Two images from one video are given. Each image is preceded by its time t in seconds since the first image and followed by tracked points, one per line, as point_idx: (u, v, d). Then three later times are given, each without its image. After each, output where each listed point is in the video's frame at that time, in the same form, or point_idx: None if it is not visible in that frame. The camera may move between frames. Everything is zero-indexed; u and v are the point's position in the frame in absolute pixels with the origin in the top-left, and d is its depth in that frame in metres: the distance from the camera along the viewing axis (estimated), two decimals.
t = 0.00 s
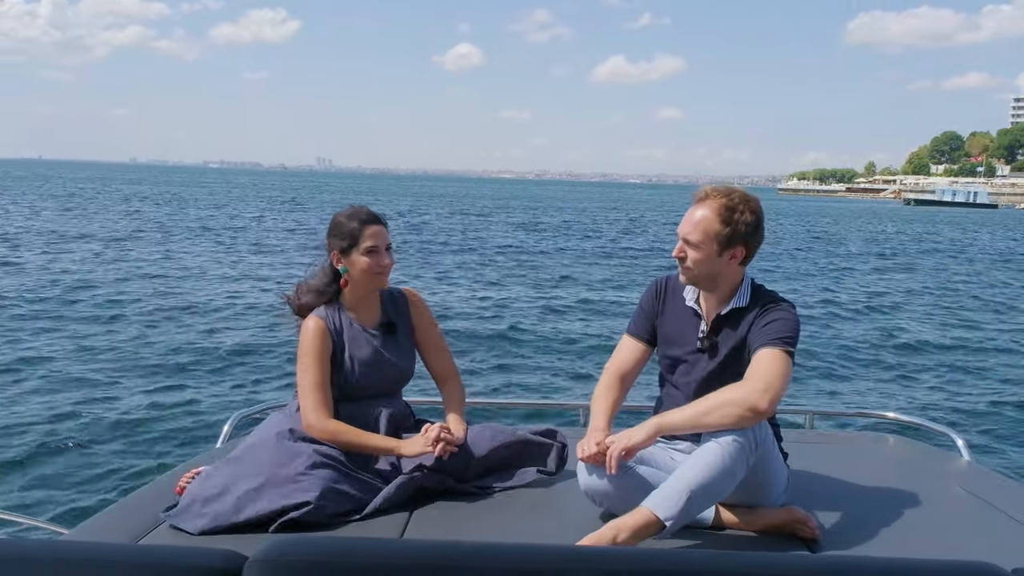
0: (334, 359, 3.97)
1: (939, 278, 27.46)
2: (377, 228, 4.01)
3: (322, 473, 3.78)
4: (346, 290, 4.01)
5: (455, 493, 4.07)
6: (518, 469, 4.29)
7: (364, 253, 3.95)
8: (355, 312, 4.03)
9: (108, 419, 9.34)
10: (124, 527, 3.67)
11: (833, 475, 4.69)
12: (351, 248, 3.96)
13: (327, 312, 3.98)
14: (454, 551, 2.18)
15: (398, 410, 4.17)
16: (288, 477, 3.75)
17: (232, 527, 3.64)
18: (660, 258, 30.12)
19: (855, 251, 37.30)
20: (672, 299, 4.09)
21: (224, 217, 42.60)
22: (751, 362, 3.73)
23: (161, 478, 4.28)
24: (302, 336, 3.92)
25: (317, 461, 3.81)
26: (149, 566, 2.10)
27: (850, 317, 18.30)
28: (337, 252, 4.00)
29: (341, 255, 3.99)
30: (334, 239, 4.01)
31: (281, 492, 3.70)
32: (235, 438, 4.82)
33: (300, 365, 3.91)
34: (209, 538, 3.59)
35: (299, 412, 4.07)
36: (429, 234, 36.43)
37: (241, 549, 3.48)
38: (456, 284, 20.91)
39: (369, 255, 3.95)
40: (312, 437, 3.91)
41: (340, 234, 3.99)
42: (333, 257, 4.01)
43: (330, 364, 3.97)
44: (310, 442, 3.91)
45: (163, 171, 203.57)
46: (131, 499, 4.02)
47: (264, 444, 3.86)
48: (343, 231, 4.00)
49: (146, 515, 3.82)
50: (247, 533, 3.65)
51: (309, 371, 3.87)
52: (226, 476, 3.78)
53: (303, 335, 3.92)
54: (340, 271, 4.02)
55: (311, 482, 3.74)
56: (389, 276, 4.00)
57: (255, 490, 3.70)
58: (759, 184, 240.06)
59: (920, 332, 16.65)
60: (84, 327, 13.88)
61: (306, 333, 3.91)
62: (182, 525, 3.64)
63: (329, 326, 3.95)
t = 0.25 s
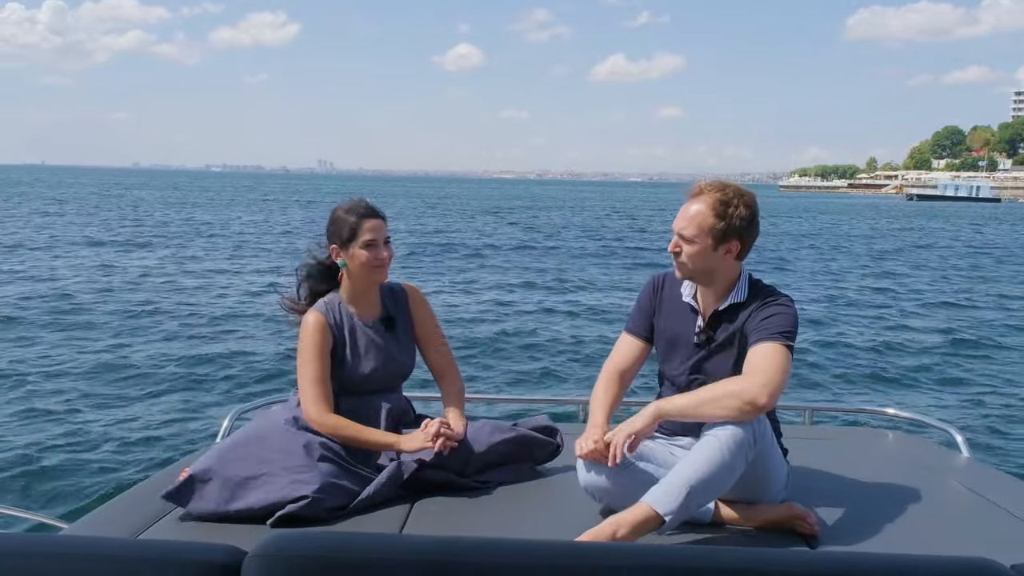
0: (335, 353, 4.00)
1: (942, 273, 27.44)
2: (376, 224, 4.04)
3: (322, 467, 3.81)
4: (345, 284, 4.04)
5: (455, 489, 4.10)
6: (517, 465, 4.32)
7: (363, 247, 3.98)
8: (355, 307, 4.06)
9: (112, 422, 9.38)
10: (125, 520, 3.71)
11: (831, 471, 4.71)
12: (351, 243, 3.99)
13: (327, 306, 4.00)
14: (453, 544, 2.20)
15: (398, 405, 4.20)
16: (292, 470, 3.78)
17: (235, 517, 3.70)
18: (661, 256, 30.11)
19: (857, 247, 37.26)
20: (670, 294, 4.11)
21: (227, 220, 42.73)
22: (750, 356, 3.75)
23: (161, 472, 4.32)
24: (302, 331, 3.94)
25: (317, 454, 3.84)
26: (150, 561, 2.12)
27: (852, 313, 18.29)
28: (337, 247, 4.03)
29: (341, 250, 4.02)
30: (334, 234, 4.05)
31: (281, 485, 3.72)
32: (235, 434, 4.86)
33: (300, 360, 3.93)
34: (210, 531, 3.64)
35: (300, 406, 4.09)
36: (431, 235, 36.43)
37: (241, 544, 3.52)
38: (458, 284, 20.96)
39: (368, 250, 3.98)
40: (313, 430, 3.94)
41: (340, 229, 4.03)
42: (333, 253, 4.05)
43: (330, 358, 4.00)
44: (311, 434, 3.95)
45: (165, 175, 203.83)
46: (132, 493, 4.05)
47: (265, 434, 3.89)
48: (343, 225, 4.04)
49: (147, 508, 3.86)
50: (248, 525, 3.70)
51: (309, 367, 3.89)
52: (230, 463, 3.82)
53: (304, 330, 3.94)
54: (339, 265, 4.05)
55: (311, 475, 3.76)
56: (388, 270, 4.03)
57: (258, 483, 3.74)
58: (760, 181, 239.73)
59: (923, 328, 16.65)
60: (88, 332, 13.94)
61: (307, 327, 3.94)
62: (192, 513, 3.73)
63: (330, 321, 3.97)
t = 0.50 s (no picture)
0: (336, 351, 4.00)
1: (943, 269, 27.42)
2: (377, 220, 4.07)
3: (322, 464, 3.83)
4: (347, 283, 4.05)
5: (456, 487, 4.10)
6: (518, 464, 4.31)
7: (364, 246, 3.99)
8: (357, 305, 4.07)
9: (114, 428, 9.37)
10: (125, 518, 3.72)
11: (831, 468, 4.70)
12: (352, 240, 4.01)
13: (329, 305, 4.01)
14: (451, 540, 2.20)
15: (400, 403, 4.20)
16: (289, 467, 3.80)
17: (235, 515, 3.73)
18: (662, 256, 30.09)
19: (858, 244, 37.21)
20: (668, 294, 4.11)
21: (228, 225, 42.73)
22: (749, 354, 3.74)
23: (162, 471, 4.33)
24: (304, 329, 3.95)
25: (317, 452, 3.85)
26: (149, 559, 2.12)
27: (854, 311, 18.25)
28: (338, 244, 4.05)
29: (342, 247, 4.04)
30: (336, 233, 4.07)
31: (281, 482, 3.74)
32: (234, 433, 4.86)
33: (302, 357, 3.94)
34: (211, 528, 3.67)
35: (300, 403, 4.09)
36: (431, 237, 36.41)
37: (239, 542, 3.53)
38: (459, 286, 20.95)
39: (370, 247, 4.00)
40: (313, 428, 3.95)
41: (341, 228, 4.05)
42: (334, 250, 4.06)
43: (332, 356, 4.00)
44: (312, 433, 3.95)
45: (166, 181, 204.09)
46: (130, 491, 4.06)
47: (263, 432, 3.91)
48: (344, 224, 4.06)
49: (147, 506, 3.87)
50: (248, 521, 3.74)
51: (310, 364, 3.90)
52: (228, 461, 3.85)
53: (306, 328, 3.94)
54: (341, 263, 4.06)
55: (310, 472, 3.79)
56: (389, 267, 4.04)
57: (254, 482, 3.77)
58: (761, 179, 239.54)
59: (924, 324, 16.65)
60: (89, 338, 13.95)
61: (309, 324, 3.94)
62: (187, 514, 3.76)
63: (331, 319, 3.98)
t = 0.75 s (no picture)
0: (339, 351, 4.01)
1: (944, 269, 27.40)
2: (380, 220, 4.07)
3: (323, 465, 3.83)
4: (350, 283, 4.06)
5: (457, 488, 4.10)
6: (520, 465, 4.31)
7: (366, 247, 4.00)
8: (360, 306, 4.08)
9: (117, 437, 9.38)
10: (127, 519, 3.74)
11: (832, 469, 4.70)
12: (355, 240, 4.02)
13: (332, 305, 4.01)
14: (451, 541, 2.20)
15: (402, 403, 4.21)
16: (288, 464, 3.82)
17: (236, 515, 3.73)
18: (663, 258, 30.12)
19: (859, 244, 37.23)
20: (670, 294, 4.13)
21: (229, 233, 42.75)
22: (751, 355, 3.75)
23: (163, 472, 4.34)
24: (306, 329, 3.95)
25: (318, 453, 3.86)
26: (151, 560, 2.13)
27: (855, 311, 18.26)
28: (342, 244, 4.05)
29: (346, 247, 4.05)
30: (338, 233, 4.08)
31: (282, 483, 3.76)
32: (236, 434, 4.87)
33: (304, 358, 3.95)
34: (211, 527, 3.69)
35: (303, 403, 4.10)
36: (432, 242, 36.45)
37: (240, 542, 3.54)
38: (461, 291, 20.95)
39: (373, 247, 4.01)
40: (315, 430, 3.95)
41: (343, 229, 4.05)
42: (338, 250, 4.07)
43: (335, 357, 4.01)
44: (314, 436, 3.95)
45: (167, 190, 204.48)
46: (131, 492, 4.07)
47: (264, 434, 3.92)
48: (346, 225, 4.06)
49: (149, 507, 3.88)
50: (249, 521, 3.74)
51: (312, 365, 3.91)
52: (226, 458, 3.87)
53: (308, 328, 3.94)
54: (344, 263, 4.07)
55: (311, 473, 3.79)
56: (392, 268, 4.05)
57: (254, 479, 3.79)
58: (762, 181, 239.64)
59: (926, 324, 16.64)
60: (91, 347, 13.96)
61: (311, 325, 3.94)
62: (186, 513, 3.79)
63: (334, 319, 3.99)
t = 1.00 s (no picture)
0: (340, 352, 4.01)
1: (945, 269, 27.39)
2: (382, 221, 4.06)
3: (324, 466, 3.83)
4: (352, 283, 4.06)
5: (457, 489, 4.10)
6: (521, 466, 4.31)
7: (370, 247, 4.00)
8: (362, 306, 4.08)
9: (118, 442, 9.36)
10: (126, 521, 3.73)
11: (834, 470, 4.70)
12: (358, 241, 4.01)
13: (334, 305, 4.00)
14: (452, 541, 2.20)
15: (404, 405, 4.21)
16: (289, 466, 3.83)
17: (236, 516, 3.74)
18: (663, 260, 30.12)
19: (858, 245, 37.27)
20: (674, 294, 4.13)
21: (229, 237, 42.70)
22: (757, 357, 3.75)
23: (162, 474, 4.33)
24: (308, 329, 3.94)
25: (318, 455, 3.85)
26: (151, 561, 2.13)
27: (855, 312, 18.27)
28: (344, 246, 4.05)
29: (348, 248, 4.04)
30: (340, 234, 4.07)
31: (283, 484, 3.76)
32: (236, 436, 4.86)
33: (306, 359, 3.94)
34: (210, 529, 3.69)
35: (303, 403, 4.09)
36: (432, 245, 36.45)
37: (240, 543, 3.54)
38: (461, 294, 20.92)
39: (375, 248, 4.00)
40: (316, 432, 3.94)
41: (346, 229, 4.04)
42: (340, 251, 4.07)
43: (336, 357, 4.00)
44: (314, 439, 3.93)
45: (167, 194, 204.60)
46: (130, 495, 4.06)
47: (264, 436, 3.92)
48: (349, 225, 4.05)
49: (148, 509, 3.88)
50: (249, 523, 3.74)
51: (313, 366, 3.90)
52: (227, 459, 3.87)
53: (310, 328, 3.93)
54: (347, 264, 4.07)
55: (311, 474, 3.79)
56: (395, 268, 4.05)
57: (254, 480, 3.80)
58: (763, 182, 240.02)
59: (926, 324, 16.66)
60: (91, 353, 13.95)
61: (313, 325, 3.93)
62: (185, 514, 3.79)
63: (337, 319, 3.98)
